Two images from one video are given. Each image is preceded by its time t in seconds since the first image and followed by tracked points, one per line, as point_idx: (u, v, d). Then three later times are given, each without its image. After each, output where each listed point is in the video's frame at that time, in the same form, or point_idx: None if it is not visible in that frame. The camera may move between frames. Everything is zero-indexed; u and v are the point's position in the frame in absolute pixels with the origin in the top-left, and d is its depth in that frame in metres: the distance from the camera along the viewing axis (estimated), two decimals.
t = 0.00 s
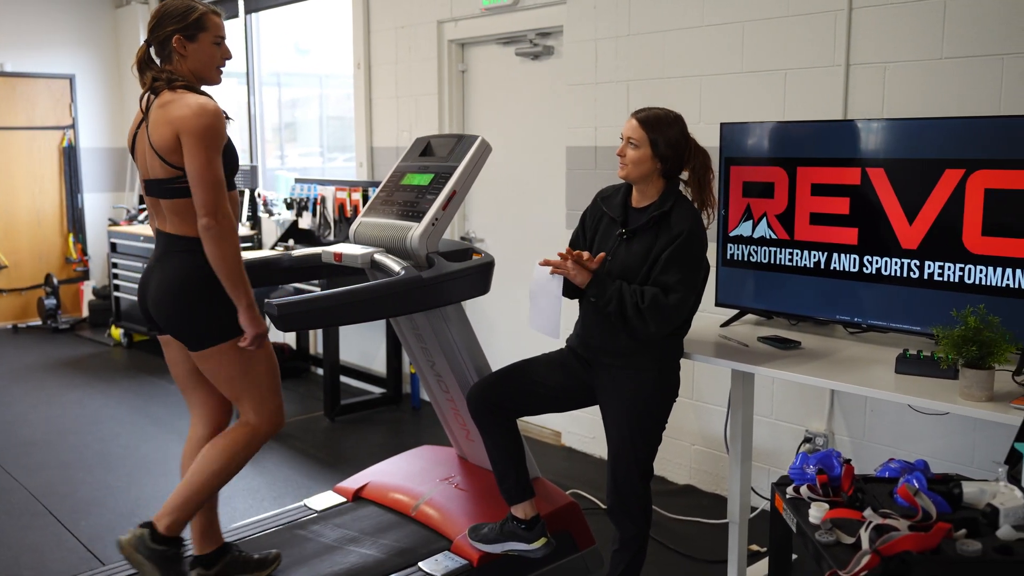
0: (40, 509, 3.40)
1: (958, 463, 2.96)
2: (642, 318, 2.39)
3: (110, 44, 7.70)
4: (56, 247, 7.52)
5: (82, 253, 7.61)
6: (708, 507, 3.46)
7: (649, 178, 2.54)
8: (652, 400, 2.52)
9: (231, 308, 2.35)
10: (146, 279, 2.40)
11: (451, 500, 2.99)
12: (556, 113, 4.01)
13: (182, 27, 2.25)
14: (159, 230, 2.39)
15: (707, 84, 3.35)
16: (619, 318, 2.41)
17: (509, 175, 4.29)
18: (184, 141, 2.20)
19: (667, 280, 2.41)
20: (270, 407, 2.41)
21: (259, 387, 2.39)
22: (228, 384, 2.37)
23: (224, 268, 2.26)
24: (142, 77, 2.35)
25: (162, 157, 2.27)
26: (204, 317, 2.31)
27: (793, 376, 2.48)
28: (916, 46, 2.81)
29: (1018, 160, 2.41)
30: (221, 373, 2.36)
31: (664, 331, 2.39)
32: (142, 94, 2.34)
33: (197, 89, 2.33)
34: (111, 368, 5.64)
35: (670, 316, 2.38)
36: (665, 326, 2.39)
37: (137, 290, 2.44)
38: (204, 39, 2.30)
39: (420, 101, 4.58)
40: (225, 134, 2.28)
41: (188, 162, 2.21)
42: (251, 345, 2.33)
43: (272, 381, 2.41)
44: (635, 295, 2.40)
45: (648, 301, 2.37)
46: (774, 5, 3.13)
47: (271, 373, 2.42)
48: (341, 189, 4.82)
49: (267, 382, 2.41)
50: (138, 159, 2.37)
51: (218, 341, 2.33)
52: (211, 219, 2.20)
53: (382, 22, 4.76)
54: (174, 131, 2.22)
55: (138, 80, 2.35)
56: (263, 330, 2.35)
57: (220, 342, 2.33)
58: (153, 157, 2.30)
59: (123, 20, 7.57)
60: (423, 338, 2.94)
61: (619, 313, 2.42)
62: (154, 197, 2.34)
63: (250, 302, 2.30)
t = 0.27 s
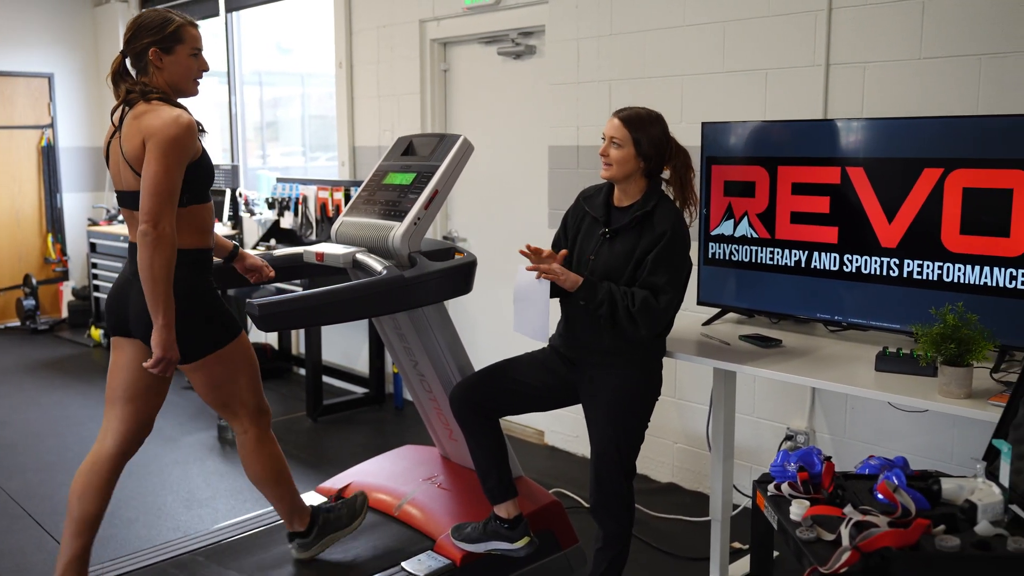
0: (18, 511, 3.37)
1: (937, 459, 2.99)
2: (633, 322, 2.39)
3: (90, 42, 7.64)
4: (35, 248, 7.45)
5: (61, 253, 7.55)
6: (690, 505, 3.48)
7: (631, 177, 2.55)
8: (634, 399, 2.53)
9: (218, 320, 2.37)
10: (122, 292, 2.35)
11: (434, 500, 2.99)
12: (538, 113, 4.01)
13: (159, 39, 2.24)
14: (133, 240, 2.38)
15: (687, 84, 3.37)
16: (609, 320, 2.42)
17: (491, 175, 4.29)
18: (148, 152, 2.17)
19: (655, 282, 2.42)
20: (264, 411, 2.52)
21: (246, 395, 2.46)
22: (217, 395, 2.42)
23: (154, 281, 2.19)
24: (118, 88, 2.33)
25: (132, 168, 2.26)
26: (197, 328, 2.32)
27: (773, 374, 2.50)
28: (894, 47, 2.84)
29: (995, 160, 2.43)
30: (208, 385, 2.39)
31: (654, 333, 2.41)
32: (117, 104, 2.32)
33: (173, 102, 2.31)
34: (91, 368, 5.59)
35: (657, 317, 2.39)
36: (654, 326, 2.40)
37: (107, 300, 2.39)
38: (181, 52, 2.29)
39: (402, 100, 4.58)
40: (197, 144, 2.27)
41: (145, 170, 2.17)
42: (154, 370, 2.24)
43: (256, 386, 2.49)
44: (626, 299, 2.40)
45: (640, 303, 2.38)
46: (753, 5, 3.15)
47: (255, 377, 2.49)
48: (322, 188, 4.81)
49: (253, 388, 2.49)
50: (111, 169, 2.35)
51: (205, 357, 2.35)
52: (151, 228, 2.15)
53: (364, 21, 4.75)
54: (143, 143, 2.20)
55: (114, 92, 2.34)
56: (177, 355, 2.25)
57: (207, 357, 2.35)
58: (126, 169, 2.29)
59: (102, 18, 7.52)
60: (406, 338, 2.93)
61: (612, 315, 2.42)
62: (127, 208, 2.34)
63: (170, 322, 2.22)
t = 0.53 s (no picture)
0: (3, 509, 3.36)
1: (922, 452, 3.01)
2: (667, 321, 2.39)
3: (74, 38, 7.59)
4: (19, 244, 7.40)
5: (45, 250, 7.49)
6: (677, 499, 3.49)
7: (614, 171, 2.55)
8: (621, 394, 2.53)
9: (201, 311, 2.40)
10: (116, 276, 2.43)
11: (422, 496, 2.98)
12: (524, 108, 4.01)
13: (149, 23, 2.25)
14: (128, 225, 2.41)
15: (673, 80, 3.37)
16: (647, 330, 2.38)
17: (478, 170, 4.29)
18: (150, 136, 2.22)
19: (676, 279, 2.42)
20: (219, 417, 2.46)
21: (210, 396, 2.43)
22: (179, 390, 2.39)
23: (190, 264, 2.28)
24: (108, 72, 2.34)
25: (129, 151, 2.30)
26: (176, 318, 2.35)
27: (759, 368, 2.50)
28: (878, 42, 2.85)
29: (978, 155, 2.45)
30: (175, 375, 2.39)
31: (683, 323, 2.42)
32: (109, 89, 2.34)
33: (165, 85, 2.33)
34: (76, 365, 5.56)
35: (677, 313, 2.40)
36: (680, 319, 2.42)
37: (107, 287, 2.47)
38: (172, 36, 2.30)
39: (388, 96, 4.57)
40: (195, 127, 2.31)
41: (152, 157, 2.22)
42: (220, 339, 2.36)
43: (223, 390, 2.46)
44: (655, 302, 2.38)
45: (670, 303, 2.38)
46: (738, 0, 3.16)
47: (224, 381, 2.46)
48: (308, 184, 4.80)
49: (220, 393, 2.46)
50: (105, 154, 2.38)
51: (174, 344, 2.36)
52: (172, 216, 2.22)
53: (350, 16, 4.73)
54: (142, 127, 2.24)
55: (104, 75, 2.35)
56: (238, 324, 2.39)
57: (176, 344, 2.36)
58: (122, 154, 2.32)
59: (86, 13, 7.47)
60: (393, 334, 2.93)
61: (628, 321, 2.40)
62: (121, 192, 2.37)
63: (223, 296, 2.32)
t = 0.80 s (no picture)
0: None
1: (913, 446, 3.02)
2: (655, 317, 2.39)
3: (63, 32, 7.55)
4: (8, 240, 7.35)
5: (35, 245, 7.45)
6: (670, 493, 3.50)
7: (603, 166, 2.55)
8: (614, 389, 2.53)
9: (175, 320, 2.36)
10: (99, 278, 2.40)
11: (414, 491, 2.98)
12: (516, 102, 4.01)
13: (139, 26, 2.24)
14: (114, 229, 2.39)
15: (665, 74, 3.38)
16: (635, 322, 2.38)
17: (470, 165, 4.29)
18: (156, 138, 2.22)
19: (666, 276, 2.44)
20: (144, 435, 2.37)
21: (144, 408, 2.34)
22: (120, 393, 2.32)
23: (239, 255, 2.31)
24: (97, 75, 2.33)
25: (121, 154, 2.27)
26: (150, 323, 2.31)
27: (751, 362, 2.51)
28: (869, 36, 2.85)
29: (969, 149, 2.46)
30: (128, 376, 2.32)
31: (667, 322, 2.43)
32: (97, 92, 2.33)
33: (156, 88, 2.32)
34: (66, 361, 5.54)
35: (662, 311, 2.40)
36: (668, 315, 2.43)
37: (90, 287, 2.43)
38: (162, 40, 2.28)
39: (380, 90, 4.56)
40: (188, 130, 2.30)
41: (166, 159, 2.23)
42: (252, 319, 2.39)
43: (158, 409, 2.38)
44: (644, 297, 2.38)
45: (660, 298, 2.39)
46: None
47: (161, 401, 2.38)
48: (299, 179, 4.79)
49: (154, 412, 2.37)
50: (93, 157, 2.36)
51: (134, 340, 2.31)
52: (208, 215, 2.24)
53: (341, 10, 4.72)
54: (138, 129, 2.23)
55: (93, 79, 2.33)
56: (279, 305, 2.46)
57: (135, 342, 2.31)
58: (111, 156, 2.30)
59: (76, 8, 7.43)
60: (385, 329, 2.92)
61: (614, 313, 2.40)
62: (109, 195, 2.35)
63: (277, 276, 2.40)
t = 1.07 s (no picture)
0: None
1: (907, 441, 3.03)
2: (629, 307, 2.38)
3: (55, 26, 7.52)
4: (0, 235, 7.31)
5: (28, 240, 7.41)
6: (663, 487, 3.50)
7: (600, 161, 2.55)
8: (607, 383, 2.53)
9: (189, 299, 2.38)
10: (98, 266, 2.41)
11: (408, 485, 2.99)
12: (509, 97, 4.01)
13: (130, 13, 2.23)
14: (111, 216, 2.39)
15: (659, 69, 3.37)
16: (607, 311, 2.37)
17: (464, 159, 4.28)
18: (138, 126, 2.21)
19: (648, 269, 2.41)
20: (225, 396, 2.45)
21: (209, 374, 2.41)
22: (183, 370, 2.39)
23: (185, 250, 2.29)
24: (90, 61, 2.33)
25: (112, 141, 2.27)
26: (154, 311, 2.32)
27: (745, 357, 2.51)
28: (863, 31, 2.86)
29: (962, 144, 2.46)
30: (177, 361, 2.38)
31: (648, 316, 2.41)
32: (91, 77, 2.32)
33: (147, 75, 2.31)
34: (59, 357, 5.53)
35: (648, 302, 2.39)
36: (645, 312, 2.40)
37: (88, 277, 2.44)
38: (153, 26, 2.28)
39: (373, 84, 4.55)
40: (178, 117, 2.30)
41: (142, 146, 2.22)
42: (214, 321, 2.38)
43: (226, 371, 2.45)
44: (623, 288, 2.37)
45: (637, 290, 2.36)
46: None
47: (225, 362, 2.45)
48: (293, 173, 4.78)
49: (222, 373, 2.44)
50: (87, 143, 2.35)
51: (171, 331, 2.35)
52: (167, 203, 2.24)
53: (334, 4, 4.71)
54: (126, 116, 2.23)
55: (86, 65, 2.33)
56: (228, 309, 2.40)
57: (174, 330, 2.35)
58: (103, 142, 2.29)
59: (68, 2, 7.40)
60: (380, 324, 2.92)
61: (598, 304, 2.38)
62: (103, 182, 2.34)
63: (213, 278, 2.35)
